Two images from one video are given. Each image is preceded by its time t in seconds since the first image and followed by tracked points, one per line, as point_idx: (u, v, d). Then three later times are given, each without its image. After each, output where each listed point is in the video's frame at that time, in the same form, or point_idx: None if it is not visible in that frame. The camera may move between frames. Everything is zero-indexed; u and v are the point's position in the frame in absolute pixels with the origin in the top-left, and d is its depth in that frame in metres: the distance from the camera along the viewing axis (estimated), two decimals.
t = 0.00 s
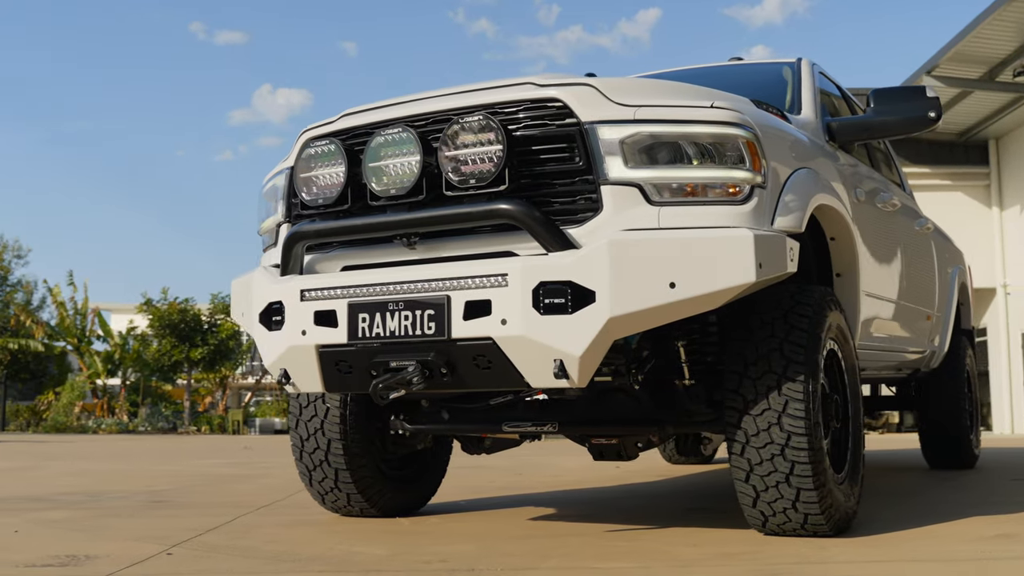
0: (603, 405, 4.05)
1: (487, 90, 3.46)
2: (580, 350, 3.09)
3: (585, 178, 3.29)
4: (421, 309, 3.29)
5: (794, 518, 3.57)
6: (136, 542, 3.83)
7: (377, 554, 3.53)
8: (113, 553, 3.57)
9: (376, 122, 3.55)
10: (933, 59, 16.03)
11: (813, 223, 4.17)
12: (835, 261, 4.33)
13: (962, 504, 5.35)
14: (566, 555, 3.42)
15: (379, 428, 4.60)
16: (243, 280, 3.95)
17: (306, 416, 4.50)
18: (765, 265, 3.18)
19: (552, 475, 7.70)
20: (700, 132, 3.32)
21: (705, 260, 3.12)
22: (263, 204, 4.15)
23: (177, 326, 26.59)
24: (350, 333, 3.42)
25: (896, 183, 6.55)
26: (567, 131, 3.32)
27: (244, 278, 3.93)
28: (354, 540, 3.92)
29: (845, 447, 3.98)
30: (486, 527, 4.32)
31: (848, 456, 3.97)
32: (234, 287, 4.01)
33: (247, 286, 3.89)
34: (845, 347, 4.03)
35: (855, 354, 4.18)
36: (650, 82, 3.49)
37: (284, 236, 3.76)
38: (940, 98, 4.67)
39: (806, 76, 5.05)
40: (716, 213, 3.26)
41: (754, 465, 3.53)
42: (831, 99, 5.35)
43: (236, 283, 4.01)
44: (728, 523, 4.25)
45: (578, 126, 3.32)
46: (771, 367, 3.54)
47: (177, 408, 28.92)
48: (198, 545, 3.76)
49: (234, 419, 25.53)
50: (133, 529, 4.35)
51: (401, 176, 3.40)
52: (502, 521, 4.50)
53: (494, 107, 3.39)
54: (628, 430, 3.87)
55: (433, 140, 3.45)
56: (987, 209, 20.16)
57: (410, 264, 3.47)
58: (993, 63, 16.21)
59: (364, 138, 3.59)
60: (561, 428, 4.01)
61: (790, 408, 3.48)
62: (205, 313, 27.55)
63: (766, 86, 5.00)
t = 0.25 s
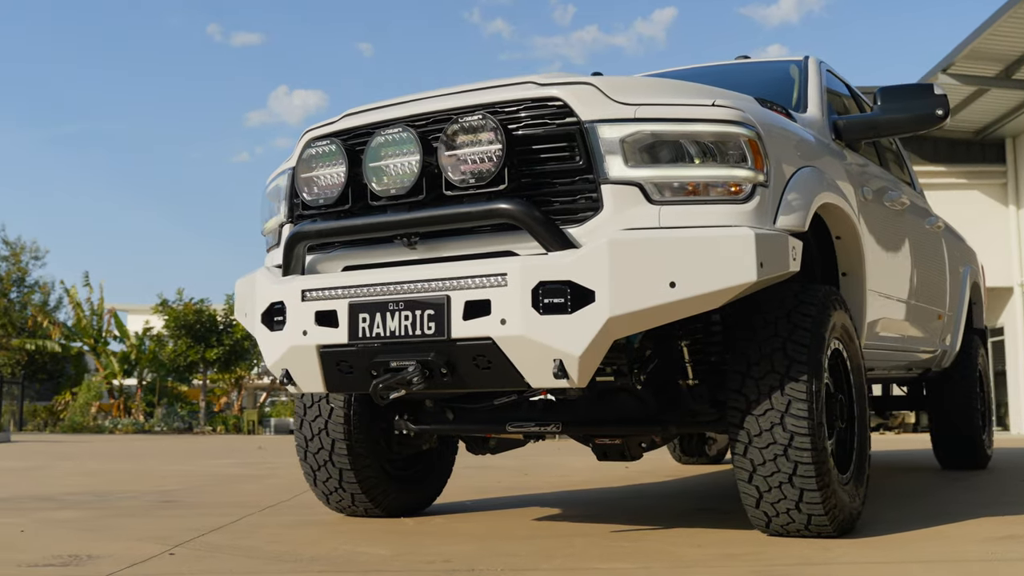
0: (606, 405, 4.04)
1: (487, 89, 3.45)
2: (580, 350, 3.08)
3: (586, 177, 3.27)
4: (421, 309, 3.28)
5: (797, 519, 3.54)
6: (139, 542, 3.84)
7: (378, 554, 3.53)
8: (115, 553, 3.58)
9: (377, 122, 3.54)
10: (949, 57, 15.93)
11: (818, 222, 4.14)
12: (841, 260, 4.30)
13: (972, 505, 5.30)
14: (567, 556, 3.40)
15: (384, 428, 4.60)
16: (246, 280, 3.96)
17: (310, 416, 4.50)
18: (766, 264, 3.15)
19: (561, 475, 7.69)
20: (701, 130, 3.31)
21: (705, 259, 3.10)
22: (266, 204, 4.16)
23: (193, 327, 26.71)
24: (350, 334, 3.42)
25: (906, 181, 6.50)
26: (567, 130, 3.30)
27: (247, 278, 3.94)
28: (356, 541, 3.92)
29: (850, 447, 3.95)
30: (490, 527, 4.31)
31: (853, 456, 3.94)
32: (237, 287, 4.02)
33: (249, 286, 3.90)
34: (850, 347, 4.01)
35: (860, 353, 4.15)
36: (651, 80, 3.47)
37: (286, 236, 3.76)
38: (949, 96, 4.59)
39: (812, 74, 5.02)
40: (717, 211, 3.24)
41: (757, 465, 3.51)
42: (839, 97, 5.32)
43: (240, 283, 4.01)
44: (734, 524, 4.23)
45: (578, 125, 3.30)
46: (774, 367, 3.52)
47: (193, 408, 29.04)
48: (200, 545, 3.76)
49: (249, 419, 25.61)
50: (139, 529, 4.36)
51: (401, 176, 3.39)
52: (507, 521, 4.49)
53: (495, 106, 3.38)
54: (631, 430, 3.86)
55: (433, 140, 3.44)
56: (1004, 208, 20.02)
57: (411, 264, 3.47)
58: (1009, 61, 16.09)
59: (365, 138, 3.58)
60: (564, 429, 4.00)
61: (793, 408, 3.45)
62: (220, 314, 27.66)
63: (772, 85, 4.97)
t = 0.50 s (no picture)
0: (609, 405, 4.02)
1: (486, 89, 3.44)
2: (579, 350, 3.07)
3: (585, 176, 3.26)
4: (421, 309, 3.27)
5: (800, 520, 3.52)
6: (142, 542, 3.85)
7: (379, 554, 3.52)
8: (117, 553, 3.59)
9: (376, 122, 3.54)
10: (964, 56, 15.81)
11: (822, 221, 4.11)
12: (846, 259, 4.27)
13: (981, 505, 5.26)
14: (568, 556, 3.39)
15: (387, 428, 4.60)
16: (248, 280, 3.96)
17: (314, 417, 4.50)
18: (767, 263, 3.13)
19: (570, 475, 7.67)
20: (702, 129, 3.29)
21: (705, 258, 3.08)
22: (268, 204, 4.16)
23: (208, 328, 26.80)
24: (350, 334, 3.42)
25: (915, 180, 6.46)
26: (567, 129, 3.28)
27: (249, 278, 3.95)
28: (358, 541, 3.92)
29: (855, 447, 3.92)
30: (493, 527, 4.30)
31: (858, 457, 3.91)
32: (239, 287, 4.02)
33: (251, 286, 3.90)
34: (855, 346, 3.98)
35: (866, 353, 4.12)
36: (652, 78, 3.45)
37: (287, 236, 3.76)
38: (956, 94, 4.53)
39: (819, 73, 4.99)
40: (718, 210, 3.22)
41: (759, 465, 3.49)
42: (846, 95, 5.28)
43: (242, 283, 4.02)
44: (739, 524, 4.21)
45: (578, 124, 3.29)
46: (776, 366, 3.50)
47: (207, 409, 29.16)
48: (202, 546, 3.77)
49: (264, 419, 25.69)
50: (143, 529, 4.37)
51: (400, 176, 3.38)
52: (510, 521, 4.48)
53: (494, 105, 3.37)
54: (633, 431, 3.83)
55: (432, 140, 3.44)
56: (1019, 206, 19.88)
57: (411, 264, 3.46)
58: None
59: (364, 138, 3.58)
60: (567, 429, 3.99)
61: (795, 408, 3.43)
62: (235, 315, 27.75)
63: (778, 83, 4.94)
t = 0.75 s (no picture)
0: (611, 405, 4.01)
1: (485, 88, 3.43)
2: (577, 349, 3.06)
3: (584, 175, 3.25)
4: (420, 309, 3.27)
5: (803, 520, 3.49)
6: (144, 542, 3.85)
7: (380, 555, 3.52)
8: (118, 553, 3.60)
9: (376, 122, 3.54)
10: (978, 54, 15.70)
11: (825, 220, 4.08)
12: (850, 258, 4.24)
13: (990, 505, 5.22)
14: (568, 557, 3.38)
15: (391, 429, 4.60)
16: (250, 280, 3.97)
17: (317, 417, 4.51)
18: (766, 261, 3.11)
19: (578, 476, 7.66)
20: (701, 128, 3.27)
21: (705, 257, 3.06)
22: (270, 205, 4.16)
23: (223, 329, 26.89)
24: (349, 334, 3.41)
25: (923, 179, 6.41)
26: (565, 128, 3.27)
27: (251, 279, 3.95)
28: (360, 541, 3.92)
29: (858, 447, 3.90)
30: (496, 528, 4.29)
31: (862, 457, 3.88)
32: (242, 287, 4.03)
33: (253, 286, 3.90)
34: (859, 345, 3.95)
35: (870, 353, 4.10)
36: (652, 77, 3.44)
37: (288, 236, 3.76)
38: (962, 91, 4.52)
39: (823, 71, 4.96)
40: (717, 209, 3.21)
41: (761, 466, 3.46)
42: (851, 94, 5.24)
43: (244, 283, 4.03)
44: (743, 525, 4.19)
45: (576, 123, 3.28)
46: (777, 366, 3.48)
47: (221, 410, 29.24)
48: (204, 546, 3.78)
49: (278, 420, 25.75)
50: (147, 529, 4.38)
51: (399, 175, 3.38)
52: (513, 522, 4.47)
53: (492, 104, 3.37)
54: (635, 431, 3.81)
55: (431, 139, 3.43)
56: None
57: (410, 263, 3.46)
58: None
59: (364, 138, 3.58)
60: (569, 429, 3.97)
61: (797, 408, 3.40)
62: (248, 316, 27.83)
63: (783, 82, 4.91)
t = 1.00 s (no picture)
0: (613, 405, 3.99)
1: (484, 87, 3.42)
2: (575, 349, 3.04)
3: (583, 174, 3.23)
4: (418, 308, 3.26)
5: (805, 521, 3.47)
6: (145, 542, 3.86)
7: (379, 555, 3.51)
8: (119, 552, 3.60)
9: (375, 122, 3.53)
10: (993, 52, 15.57)
11: (829, 219, 4.05)
12: (855, 257, 4.21)
13: (999, 506, 5.17)
14: (567, 558, 3.36)
15: (394, 429, 4.59)
16: (251, 280, 3.97)
17: (320, 417, 4.50)
18: (766, 260, 3.09)
19: (585, 476, 7.63)
20: (702, 126, 3.25)
21: (704, 256, 3.04)
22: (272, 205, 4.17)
23: (237, 330, 26.92)
24: (348, 334, 3.41)
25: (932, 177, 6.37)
26: (564, 127, 3.26)
27: (252, 279, 3.95)
28: (361, 541, 3.91)
29: (862, 448, 3.86)
30: (498, 528, 4.27)
31: (866, 457, 3.85)
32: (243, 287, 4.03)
33: (254, 286, 3.90)
34: (863, 345, 3.92)
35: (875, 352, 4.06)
36: (652, 75, 3.42)
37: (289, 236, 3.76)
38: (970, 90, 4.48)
39: (829, 68, 4.92)
40: (717, 208, 3.19)
41: (762, 466, 3.44)
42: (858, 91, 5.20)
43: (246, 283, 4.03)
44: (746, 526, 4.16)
45: (575, 121, 3.26)
46: (779, 366, 3.45)
47: (235, 410, 29.31)
48: (205, 545, 3.77)
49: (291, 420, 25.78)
50: (149, 528, 4.39)
51: (398, 175, 3.37)
52: (516, 522, 4.46)
53: (491, 104, 3.35)
54: (637, 431, 3.80)
55: (430, 139, 3.42)
56: None
57: (409, 263, 3.45)
58: None
59: (363, 138, 3.57)
60: (571, 429, 3.96)
61: (798, 408, 3.38)
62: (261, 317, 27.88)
63: (788, 79, 4.87)
